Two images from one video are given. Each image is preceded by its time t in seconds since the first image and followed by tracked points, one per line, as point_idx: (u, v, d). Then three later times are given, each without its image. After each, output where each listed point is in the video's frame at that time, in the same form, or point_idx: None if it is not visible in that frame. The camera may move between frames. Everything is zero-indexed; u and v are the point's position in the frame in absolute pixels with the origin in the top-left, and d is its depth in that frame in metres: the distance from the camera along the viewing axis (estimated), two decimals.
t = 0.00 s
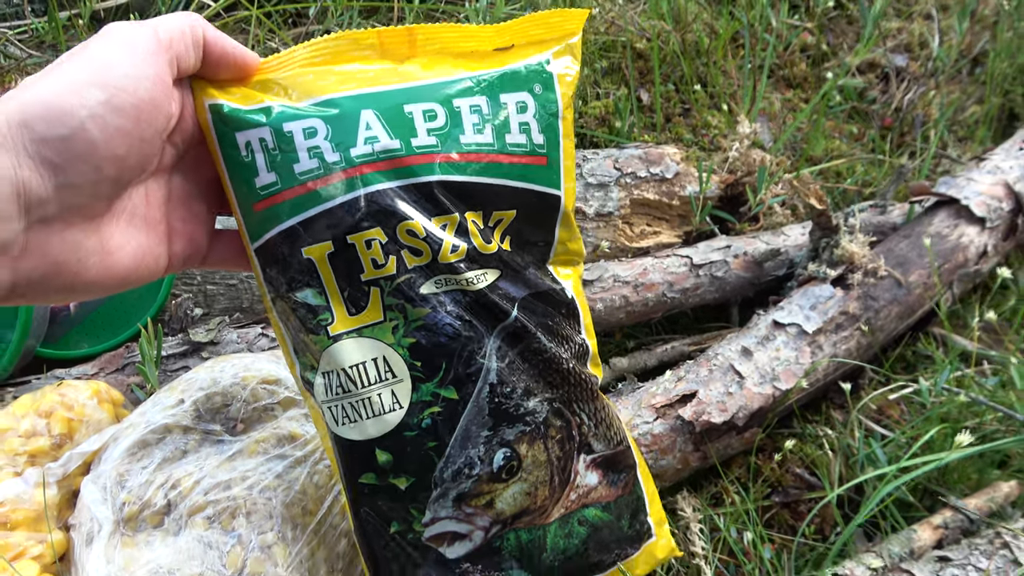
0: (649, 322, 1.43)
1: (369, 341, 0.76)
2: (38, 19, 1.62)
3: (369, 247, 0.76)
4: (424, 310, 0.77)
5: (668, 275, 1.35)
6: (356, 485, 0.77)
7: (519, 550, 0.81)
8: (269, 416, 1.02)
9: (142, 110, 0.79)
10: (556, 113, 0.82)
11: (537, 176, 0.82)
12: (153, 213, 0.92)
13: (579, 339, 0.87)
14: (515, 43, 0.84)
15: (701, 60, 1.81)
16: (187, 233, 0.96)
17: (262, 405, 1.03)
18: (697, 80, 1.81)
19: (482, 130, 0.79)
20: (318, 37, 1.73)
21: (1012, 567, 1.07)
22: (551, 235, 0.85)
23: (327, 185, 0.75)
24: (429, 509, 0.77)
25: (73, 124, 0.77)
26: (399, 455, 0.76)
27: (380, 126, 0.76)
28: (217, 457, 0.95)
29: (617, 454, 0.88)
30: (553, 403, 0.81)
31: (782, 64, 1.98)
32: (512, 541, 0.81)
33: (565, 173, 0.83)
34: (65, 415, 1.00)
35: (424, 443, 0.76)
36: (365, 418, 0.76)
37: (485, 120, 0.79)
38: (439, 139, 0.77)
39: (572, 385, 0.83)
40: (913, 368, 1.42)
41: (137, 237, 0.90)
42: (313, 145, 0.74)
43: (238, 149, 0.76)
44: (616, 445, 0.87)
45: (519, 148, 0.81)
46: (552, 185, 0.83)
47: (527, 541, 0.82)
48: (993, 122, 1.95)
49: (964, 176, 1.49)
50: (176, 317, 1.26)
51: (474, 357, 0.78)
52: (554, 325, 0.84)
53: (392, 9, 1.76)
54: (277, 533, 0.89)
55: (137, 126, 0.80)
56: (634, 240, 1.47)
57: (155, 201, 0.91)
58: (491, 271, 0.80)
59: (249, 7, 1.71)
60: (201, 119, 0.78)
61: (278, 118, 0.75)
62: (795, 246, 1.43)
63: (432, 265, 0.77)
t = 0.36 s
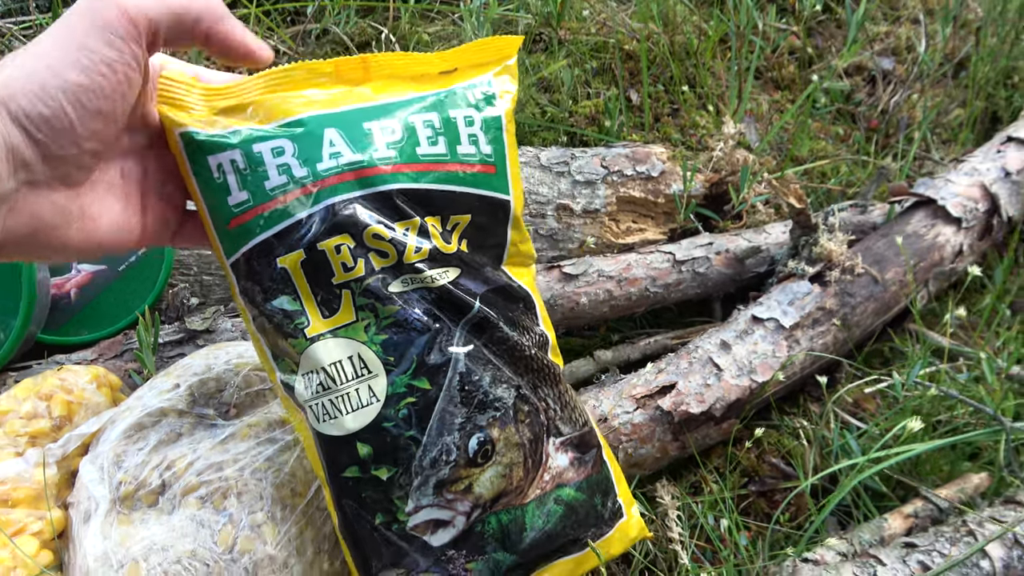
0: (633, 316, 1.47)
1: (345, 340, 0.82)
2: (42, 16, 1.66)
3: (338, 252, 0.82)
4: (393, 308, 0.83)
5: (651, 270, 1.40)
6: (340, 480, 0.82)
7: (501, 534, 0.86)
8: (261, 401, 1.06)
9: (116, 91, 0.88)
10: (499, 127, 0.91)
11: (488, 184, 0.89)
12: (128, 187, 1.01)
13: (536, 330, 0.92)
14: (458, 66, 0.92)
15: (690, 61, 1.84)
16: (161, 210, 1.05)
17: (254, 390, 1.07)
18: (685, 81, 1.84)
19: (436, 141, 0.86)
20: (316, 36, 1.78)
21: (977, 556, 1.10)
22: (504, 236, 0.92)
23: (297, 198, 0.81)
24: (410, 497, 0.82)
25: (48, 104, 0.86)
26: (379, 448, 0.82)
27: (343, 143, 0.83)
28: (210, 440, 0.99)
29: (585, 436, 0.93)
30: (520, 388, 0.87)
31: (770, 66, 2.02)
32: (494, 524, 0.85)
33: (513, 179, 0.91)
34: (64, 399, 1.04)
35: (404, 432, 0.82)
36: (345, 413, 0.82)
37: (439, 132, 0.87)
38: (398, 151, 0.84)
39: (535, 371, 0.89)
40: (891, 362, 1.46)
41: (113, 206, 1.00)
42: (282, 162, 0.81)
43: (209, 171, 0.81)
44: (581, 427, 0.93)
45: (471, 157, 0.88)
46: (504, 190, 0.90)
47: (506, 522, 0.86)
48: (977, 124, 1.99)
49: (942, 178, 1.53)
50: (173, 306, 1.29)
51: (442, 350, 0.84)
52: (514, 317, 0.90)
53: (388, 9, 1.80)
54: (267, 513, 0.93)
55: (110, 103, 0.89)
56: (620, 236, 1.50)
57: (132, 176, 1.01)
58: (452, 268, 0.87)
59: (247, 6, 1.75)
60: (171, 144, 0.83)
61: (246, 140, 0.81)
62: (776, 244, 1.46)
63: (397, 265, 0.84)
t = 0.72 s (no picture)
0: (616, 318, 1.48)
1: (300, 375, 0.88)
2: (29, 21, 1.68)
3: (281, 289, 0.89)
4: (343, 337, 0.89)
5: (633, 272, 1.41)
6: (312, 513, 0.87)
7: (478, 545, 0.90)
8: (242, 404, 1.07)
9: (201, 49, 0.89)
10: (432, 140, 0.99)
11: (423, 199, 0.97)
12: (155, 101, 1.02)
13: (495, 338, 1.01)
14: (380, 86, 0.99)
15: (676, 64, 1.85)
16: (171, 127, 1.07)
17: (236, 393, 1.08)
18: (671, 84, 1.85)
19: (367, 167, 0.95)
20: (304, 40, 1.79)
21: (951, 553, 1.13)
22: (451, 248, 1.00)
23: (231, 241, 0.87)
24: (384, 521, 0.86)
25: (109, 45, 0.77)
26: (344, 477, 0.86)
27: (272, 181, 0.90)
28: (192, 442, 1.00)
29: (555, 436, 0.99)
30: (482, 400, 0.93)
31: (757, 69, 2.03)
32: (470, 536, 0.90)
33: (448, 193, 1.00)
34: (48, 400, 1.05)
35: (368, 459, 0.86)
36: (308, 447, 0.86)
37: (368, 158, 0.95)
38: (330, 183, 0.92)
39: (495, 380, 0.95)
40: (873, 362, 1.47)
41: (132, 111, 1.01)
42: (213, 209, 0.87)
43: (140, 226, 0.85)
44: (549, 428, 0.98)
45: (404, 177, 0.96)
46: (443, 205, 0.99)
47: (483, 532, 0.90)
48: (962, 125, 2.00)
49: (923, 180, 1.54)
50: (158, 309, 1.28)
51: (398, 373, 0.89)
52: (465, 330, 0.96)
53: (375, 14, 1.81)
54: (247, 514, 0.95)
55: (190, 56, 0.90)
56: (604, 238, 1.52)
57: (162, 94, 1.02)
58: (398, 290, 0.93)
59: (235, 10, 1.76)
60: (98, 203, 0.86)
61: (172, 193, 0.86)
62: (759, 245, 1.48)
63: (340, 294, 0.91)
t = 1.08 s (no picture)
0: (598, 306, 1.49)
1: (292, 349, 0.92)
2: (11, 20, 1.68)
3: (274, 269, 0.93)
4: (328, 318, 0.92)
5: (614, 260, 1.42)
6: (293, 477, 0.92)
7: (446, 531, 0.93)
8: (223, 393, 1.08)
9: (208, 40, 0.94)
10: (436, 126, 0.99)
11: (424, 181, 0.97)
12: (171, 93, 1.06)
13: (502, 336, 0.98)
14: (390, 67, 1.00)
15: (659, 56, 1.86)
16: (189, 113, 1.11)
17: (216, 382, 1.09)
18: (654, 75, 1.86)
19: (365, 152, 0.96)
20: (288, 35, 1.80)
21: (928, 532, 1.13)
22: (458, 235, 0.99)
23: (238, 221, 0.94)
24: (355, 497, 0.91)
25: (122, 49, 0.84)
26: (323, 448, 0.90)
27: (271, 168, 0.95)
28: (172, 430, 1.01)
29: (548, 442, 0.96)
30: (465, 395, 0.93)
31: (740, 60, 2.05)
32: (438, 526, 0.93)
33: (453, 175, 0.98)
34: (28, 391, 1.06)
35: (342, 436, 0.90)
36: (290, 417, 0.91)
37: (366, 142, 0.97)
38: (328, 167, 0.95)
39: (482, 379, 0.93)
40: (854, 347, 1.48)
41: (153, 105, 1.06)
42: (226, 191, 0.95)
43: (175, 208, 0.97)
44: (541, 433, 0.96)
45: (403, 163, 0.98)
46: (445, 188, 0.98)
47: (450, 526, 0.93)
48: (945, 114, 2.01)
49: (902, 167, 1.55)
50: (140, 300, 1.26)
51: (380, 358, 0.91)
52: (460, 318, 0.96)
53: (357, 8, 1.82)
54: (227, 499, 0.95)
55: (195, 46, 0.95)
56: (586, 228, 1.53)
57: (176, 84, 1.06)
58: (387, 276, 0.93)
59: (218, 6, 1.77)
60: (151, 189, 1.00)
61: (197, 177, 0.96)
62: (739, 234, 1.49)
63: (328, 278, 0.93)
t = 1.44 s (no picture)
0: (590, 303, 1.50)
1: (309, 316, 1.10)
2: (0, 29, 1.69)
3: (311, 257, 1.16)
4: (351, 291, 1.12)
5: (604, 257, 1.43)
6: (307, 430, 1.04)
7: (453, 479, 1.01)
8: (216, 396, 1.08)
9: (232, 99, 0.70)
10: (440, 178, 1.34)
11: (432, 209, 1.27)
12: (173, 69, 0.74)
13: (498, 318, 1.18)
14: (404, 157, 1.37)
15: (648, 52, 1.87)
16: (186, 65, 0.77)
17: (209, 385, 1.08)
18: (642, 72, 1.86)
19: (388, 190, 1.28)
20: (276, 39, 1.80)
21: (918, 523, 1.13)
22: (461, 245, 1.25)
23: (283, 234, 1.19)
24: (367, 444, 1.02)
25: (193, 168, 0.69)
26: (336, 398, 1.05)
27: (316, 201, 1.24)
28: (165, 434, 1.01)
29: (541, 401, 1.11)
30: (468, 350, 1.10)
31: (729, 55, 2.05)
32: (445, 469, 1.01)
33: (454, 209, 1.30)
34: (22, 399, 1.05)
35: (356, 385, 1.05)
36: (308, 372, 1.07)
37: (388, 187, 1.28)
38: (358, 199, 1.25)
39: (483, 338, 1.12)
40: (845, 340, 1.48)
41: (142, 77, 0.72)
42: (273, 216, 1.22)
43: (224, 230, 1.21)
44: (534, 393, 1.11)
45: (415, 197, 1.28)
46: (448, 211, 1.28)
47: (456, 469, 1.01)
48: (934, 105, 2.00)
49: (891, 158, 1.56)
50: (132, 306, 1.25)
51: (395, 319, 1.10)
52: (463, 300, 1.15)
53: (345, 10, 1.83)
54: (220, 501, 0.96)
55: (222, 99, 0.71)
56: (577, 226, 1.53)
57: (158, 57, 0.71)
58: (403, 259, 1.16)
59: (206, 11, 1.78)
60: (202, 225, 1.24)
61: (249, 210, 1.23)
62: (729, 227, 1.48)
63: (357, 261, 1.16)
